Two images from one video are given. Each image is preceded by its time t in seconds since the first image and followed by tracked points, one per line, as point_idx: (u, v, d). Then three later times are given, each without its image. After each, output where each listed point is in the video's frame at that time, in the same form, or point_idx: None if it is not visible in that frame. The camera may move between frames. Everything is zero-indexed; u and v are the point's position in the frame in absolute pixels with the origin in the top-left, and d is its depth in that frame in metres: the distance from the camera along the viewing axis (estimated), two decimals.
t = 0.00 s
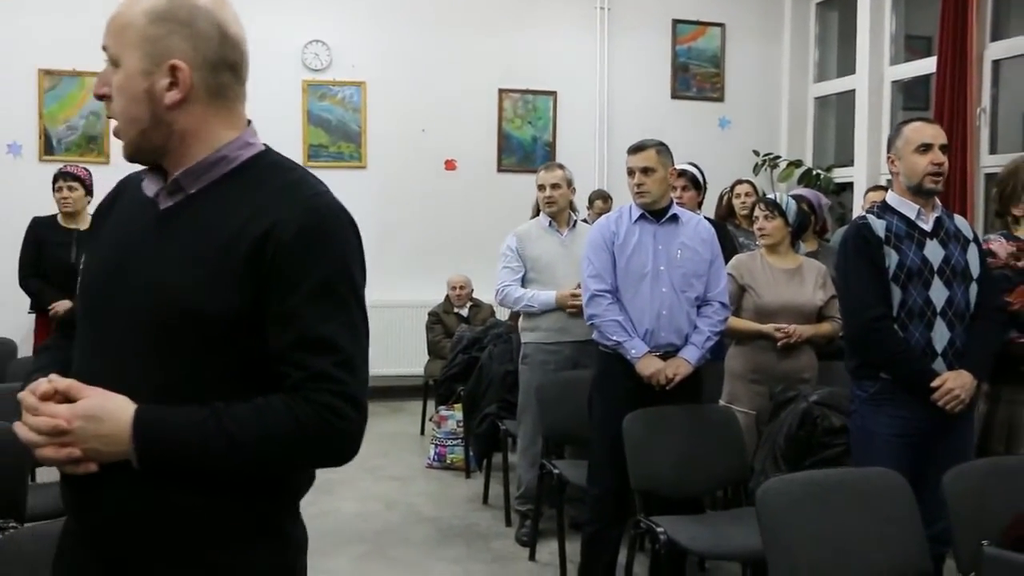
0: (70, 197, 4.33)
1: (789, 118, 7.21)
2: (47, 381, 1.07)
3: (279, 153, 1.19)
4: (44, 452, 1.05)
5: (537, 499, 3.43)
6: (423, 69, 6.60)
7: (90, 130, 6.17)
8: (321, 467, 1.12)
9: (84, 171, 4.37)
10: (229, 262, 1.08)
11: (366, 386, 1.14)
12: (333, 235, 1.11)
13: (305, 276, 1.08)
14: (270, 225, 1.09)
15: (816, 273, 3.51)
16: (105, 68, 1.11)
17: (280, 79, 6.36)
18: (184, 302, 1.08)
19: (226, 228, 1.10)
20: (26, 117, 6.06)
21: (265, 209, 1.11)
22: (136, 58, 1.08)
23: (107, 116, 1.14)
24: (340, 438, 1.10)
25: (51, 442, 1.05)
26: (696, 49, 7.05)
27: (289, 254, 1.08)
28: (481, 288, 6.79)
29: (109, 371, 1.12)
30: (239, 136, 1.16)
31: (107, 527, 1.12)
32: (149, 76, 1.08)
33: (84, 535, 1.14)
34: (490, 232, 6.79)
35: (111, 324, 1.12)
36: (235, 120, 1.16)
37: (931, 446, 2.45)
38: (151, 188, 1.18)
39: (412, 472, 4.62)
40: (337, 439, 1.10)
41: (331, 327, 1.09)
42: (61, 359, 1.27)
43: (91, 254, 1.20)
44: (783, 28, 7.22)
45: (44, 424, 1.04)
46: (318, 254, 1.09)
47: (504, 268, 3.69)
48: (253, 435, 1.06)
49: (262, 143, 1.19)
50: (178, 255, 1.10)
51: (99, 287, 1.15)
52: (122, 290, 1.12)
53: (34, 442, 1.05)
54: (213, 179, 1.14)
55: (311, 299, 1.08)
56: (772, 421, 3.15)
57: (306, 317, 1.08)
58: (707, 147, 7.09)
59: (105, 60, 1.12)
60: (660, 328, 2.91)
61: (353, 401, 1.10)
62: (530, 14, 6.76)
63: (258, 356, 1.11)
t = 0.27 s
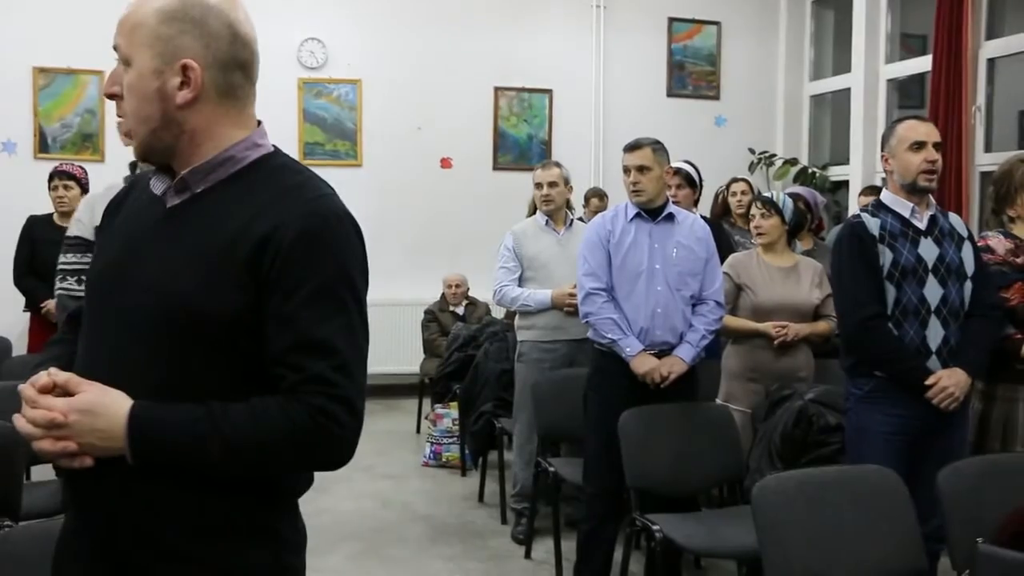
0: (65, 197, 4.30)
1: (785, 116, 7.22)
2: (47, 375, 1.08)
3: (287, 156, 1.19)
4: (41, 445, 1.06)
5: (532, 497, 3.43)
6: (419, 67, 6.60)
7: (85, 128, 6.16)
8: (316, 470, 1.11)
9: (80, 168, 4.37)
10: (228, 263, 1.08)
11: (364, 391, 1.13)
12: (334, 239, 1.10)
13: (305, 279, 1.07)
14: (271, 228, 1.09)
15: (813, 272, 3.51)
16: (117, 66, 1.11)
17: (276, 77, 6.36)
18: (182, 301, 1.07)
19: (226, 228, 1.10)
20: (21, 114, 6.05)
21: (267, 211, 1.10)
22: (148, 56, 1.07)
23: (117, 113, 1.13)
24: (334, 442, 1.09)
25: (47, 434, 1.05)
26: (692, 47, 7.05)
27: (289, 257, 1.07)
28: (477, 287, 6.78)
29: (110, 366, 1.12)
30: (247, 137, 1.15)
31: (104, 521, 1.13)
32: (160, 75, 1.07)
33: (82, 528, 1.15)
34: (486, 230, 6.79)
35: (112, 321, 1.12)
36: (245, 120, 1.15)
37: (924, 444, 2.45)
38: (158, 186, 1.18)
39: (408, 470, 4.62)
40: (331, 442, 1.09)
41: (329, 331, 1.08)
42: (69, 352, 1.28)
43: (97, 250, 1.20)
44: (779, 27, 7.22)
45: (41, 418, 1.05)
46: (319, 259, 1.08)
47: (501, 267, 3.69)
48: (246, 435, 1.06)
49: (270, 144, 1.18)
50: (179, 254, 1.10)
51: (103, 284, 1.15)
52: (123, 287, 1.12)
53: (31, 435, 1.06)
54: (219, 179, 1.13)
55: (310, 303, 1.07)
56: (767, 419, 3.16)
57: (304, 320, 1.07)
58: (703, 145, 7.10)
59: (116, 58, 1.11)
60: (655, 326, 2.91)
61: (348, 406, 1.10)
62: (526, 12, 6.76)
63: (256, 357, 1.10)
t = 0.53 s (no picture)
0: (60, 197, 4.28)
1: (781, 113, 7.21)
2: (36, 374, 1.07)
3: (278, 153, 1.17)
4: (31, 444, 1.05)
5: (528, 495, 3.42)
6: (415, 64, 6.58)
7: (78, 125, 6.14)
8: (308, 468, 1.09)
9: (74, 166, 4.35)
10: (218, 260, 1.06)
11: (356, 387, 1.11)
12: (325, 235, 1.08)
13: (296, 276, 1.05)
14: (261, 224, 1.06)
15: (811, 271, 3.50)
16: (106, 63, 1.09)
17: (270, 74, 6.34)
18: (172, 299, 1.05)
19: (216, 225, 1.07)
20: (14, 111, 6.02)
21: (257, 208, 1.08)
22: (137, 53, 1.06)
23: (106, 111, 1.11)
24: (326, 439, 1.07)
25: (36, 434, 1.04)
26: (688, 44, 7.04)
27: (280, 253, 1.05)
28: (473, 284, 6.77)
29: (99, 366, 1.11)
30: (236, 134, 1.13)
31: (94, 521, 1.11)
32: (149, 72, 1.06)
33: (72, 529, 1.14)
34: (482, 228, 6.77)
35: (102, 319, 1.10)
36: (235, 117, 1.13)
37: (921, 443, 2.44)
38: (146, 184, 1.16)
39: (403, 468, 4.60)
40: (323, 440, 1.07)
41: (321, 328, 1.06)
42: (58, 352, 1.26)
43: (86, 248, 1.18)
44: (775, 24, 7.21)
45: (30, 418, 1.04)
46: (309, 255, 1.06)
47: (497, 265, 3.67)
48: (237, 433, 1.04)
49: (260, 141, 1.16)
50: (168, 250, 1.08)
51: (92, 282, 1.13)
52: (112, 285, 1.10)
53: (20, 434, 1.05)
54: (209, 176, 1.11)
55: (301, 300, 1.05)
56: (764, 417, 3.14)
57: (295, 317, 1.05)
58: (699, 142, 7.09)
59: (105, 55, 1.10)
60: (651, 324, 2.89)
61: (341, 403, 1.08)
62: (522, 9, 6.74)
63: (247, 355, 1.09)
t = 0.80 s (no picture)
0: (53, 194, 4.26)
1: (776, 110, 7.21)
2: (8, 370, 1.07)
3: (251, 148, 1.16)
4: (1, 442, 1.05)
5: (523, 492, 3.42)
6: (409, 61, 6.56)
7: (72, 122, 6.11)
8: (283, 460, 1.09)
9: (67, 162, 4.33)
10: (191, 254, 1.05)
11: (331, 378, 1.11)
12: (298, 227, 1.07)
13: (269, 268, 1.05)
14: (233, 218, 1.06)
15: (808, 268, 3.50)
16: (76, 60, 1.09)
17: (264, 70, 6.32)
18: (143, 294, 1.05)
19: (188, 219, 1.07)
20: (8, 108, 6.00)
21: (228, 202, 1.07)
22: (104, 50, 1.06)
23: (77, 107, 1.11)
24: (301, 430, 1.07)
25: (7, 430, 1.04)
26: (684, 41, 7.03)
27: (253, 246, 1.05)
28: (468, 282, 6.77)
29: (70, 362, 1.10)
30: (207, 130, 1.12)
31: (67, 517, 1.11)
32: (115, 67, 1.05)
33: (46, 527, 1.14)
34: (477, 225, 6.76)
35: (74, 316, 1.10)
36: (206, 113, 1.13)
37: (915, 440, 2.45)
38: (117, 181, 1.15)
39: (398, 465, 4.60)
40: (298, 431, 1.07)
41: (294, 319, 1.05)
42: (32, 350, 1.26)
43: (59, 246, 1.18)
44: (770, 21, 7.21)
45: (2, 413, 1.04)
46: (281, 247, 1.06)
47: (492, 262, 3.66)
48: (211, 427, 1.04)
49: (232, 137, 1.16)
50: (140, 245, 1.07)
51: (64, 279, 1.13)
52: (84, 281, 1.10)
53: None
54: (179, 172, 1.10)
55: (273, 292, 1.05)
56: (758, 414, 3.15)
57: (269, 309, 1.04)
58: (694, 140, 7.09)
59: (76, 52, 1.10)
60: (647, 321, 2.89)
61: (315, 394, 1.07)
62: (517, 6, 6.73)
63: (221, 348, 1.08)
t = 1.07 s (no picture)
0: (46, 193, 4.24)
1: (770, 109, 7.22)
2: None
3: (207, 145, 1.15)
4: None
5: (517, 491, 3.41)
6: (403, 60, 6.56)
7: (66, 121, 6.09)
8: (230, 459, 1.07)
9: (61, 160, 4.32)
10: (138, 250, 1.05)
11: (280, 377, 1.09)
12: (245, 222, 1.06)
13: (215, 264, 1.04)
14: (181, 214, 1.05)
15: (805, 268, 3.51)
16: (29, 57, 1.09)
17: (259, 69, 6.31)
18: (89, 290, 1.04)
19: (135, 215, 1.06)
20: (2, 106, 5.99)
21: (178, 198, 1.07)
22: (56, 46, 1.05)
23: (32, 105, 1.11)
24: (245, 428, 1.05)
25: None
26: (678, 39, 7.04)
27: (198, 241, 1.04)
28: (462, 280, 6.76)
29: (19, 361, 1.10)
30: (162, 127, 1.12)
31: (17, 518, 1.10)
32: (66, 64, 1.05)
33: None
34: (471, 223, 6.76)
35: (26, 314, 1.10)
36: (161, 110, 1.12)
37: (909, 438, 2.46)
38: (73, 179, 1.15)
39: (392, 464, 4.60)
40: (243, 429, 1.05)
41: (239, 314, 1.04)
42: None
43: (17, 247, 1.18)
44: (764, 20, 7.22)
45: None
46: (229, 243, 1.04)
47: (487, 261, 3.67)
48: (154, 424, 1.01)
49: (188, 134, 1.15)
50: (89, 242, 1.07)
51: (17, 279, 1.13)
52: (34, 280, 1.10)
53: None
54: (133, 169, 1.10)
55: (218, 286, 1.03)
56: (753, 412, 3.15)
57: (212, 304, 1.03)
58: (688, 139, 7.10)
59: (30, 50, 1.09)
60: (642, 320, 2.89)
61: (261, 391, 1.06)
62: (512, 4, 6.73)
63: (170, 346, 1.07)
